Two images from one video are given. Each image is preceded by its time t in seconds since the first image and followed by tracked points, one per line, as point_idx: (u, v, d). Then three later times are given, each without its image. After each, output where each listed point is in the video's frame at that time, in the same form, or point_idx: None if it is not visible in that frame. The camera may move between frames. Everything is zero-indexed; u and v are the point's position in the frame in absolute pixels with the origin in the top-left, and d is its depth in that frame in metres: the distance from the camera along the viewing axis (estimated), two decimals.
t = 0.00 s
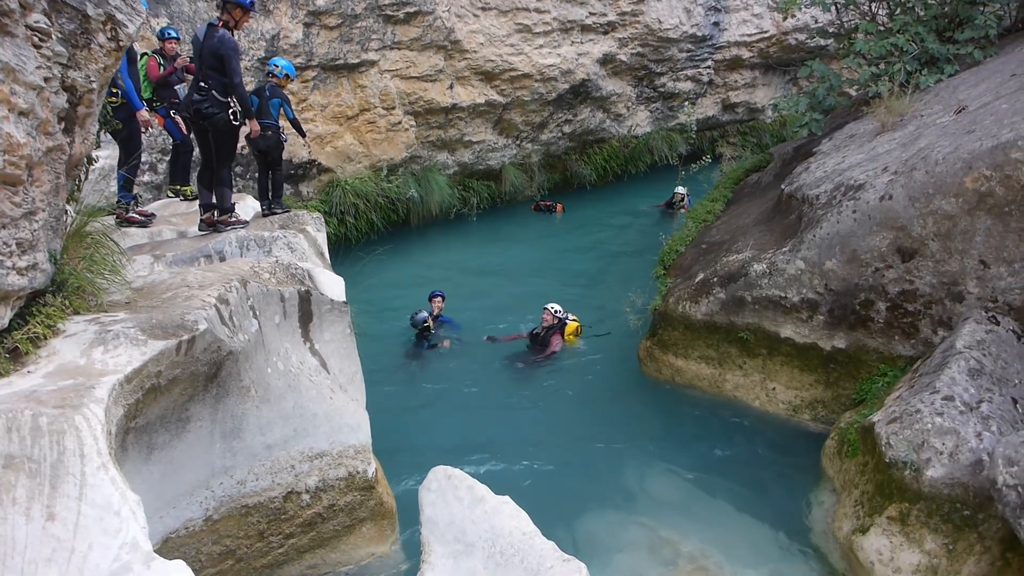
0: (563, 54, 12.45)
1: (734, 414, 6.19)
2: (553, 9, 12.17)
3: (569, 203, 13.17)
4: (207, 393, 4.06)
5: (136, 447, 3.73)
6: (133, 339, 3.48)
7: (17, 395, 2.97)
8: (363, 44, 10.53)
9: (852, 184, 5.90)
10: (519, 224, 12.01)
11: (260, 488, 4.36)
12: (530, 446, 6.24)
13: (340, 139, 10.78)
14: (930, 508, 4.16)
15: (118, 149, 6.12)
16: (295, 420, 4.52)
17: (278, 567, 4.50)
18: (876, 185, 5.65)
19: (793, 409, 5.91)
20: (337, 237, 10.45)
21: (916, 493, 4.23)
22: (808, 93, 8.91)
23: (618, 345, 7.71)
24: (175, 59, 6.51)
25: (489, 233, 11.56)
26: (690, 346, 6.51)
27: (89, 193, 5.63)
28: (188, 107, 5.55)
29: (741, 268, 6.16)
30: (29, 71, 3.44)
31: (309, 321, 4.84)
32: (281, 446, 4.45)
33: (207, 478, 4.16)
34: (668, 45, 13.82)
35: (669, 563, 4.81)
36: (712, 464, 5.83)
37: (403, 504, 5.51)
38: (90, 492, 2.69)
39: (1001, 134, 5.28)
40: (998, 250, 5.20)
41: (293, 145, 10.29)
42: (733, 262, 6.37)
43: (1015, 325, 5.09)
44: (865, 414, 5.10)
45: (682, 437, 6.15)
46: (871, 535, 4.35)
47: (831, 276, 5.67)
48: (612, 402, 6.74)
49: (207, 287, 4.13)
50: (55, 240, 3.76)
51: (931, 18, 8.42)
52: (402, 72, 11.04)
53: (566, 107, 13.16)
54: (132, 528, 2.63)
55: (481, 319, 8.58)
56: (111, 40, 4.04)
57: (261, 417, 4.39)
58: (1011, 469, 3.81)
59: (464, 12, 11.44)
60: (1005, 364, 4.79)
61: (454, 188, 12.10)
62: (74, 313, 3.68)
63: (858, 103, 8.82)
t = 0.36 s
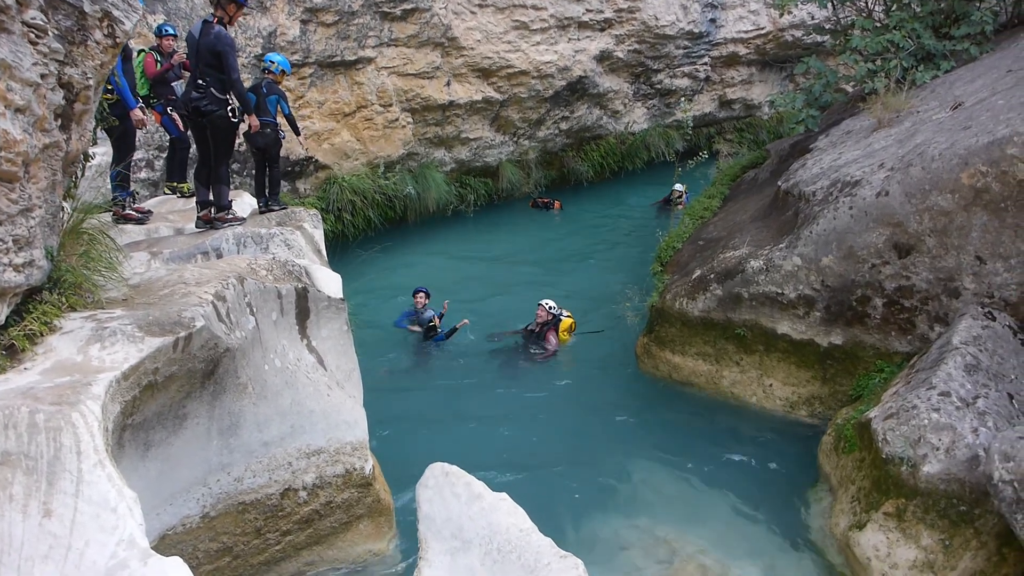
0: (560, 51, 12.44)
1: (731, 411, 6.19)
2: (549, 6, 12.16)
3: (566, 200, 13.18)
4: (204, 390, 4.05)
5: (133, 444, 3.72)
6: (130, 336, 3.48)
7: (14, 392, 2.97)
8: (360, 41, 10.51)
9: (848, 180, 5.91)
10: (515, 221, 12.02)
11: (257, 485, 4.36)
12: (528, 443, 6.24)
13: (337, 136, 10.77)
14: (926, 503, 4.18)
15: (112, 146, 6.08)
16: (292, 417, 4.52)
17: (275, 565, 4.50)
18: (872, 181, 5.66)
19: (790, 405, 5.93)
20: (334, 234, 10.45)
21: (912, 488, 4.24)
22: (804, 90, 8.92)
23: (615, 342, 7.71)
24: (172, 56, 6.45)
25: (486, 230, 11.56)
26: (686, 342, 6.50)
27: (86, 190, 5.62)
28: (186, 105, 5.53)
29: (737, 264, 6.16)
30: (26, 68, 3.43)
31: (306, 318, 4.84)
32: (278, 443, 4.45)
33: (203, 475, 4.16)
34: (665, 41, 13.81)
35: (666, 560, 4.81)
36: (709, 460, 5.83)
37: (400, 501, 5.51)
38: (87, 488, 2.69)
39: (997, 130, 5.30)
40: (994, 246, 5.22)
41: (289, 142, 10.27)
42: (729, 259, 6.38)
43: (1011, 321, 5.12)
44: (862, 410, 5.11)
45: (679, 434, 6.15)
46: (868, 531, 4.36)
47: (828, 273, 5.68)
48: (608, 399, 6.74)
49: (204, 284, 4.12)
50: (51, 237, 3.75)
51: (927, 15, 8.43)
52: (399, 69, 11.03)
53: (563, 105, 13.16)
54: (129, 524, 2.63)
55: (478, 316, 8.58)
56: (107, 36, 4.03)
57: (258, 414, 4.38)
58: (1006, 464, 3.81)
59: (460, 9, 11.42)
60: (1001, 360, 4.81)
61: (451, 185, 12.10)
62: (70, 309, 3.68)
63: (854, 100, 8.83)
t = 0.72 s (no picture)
0: (558, 49, 12.42)
1: (729, 408, 6.19)
2: (547, 3, 12.13)
3: (563, 197, 13.19)
4: (202, 388, 4.05)
5: (131, 442, 3.72)
6: (127, 334, 3.47)
7: (11, 390, 2.96)
8: (357, 38, 10.50)
9: (846, 177, 5.92)
10: (513, 218, 12.02)
11: (255, 483, 4.37)
12: (526, 440, 6.24)
13: (334, 133, 10.76)
14: (924, 500, 4.19)
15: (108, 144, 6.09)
16: (290, 415, 4.52)
17: (274, 562, 4.49)
18: (870, 178, 5.67)
19: (787, 402, 5.93)
20: (331, 232, 10.45)
21: (910, 484, 4.25)
22: (801, 87, 8.92)
23: (613, 339, 7.72)
24: (169, 53, 6.39)
25: (484, 227, 11.57)
26: (684, 339, 6.50)
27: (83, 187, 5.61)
28: (184, 104, 5.52)
29: (735, 261, 6.17)
30: (22, 66, 3.42)
31: (304, 316, 4.83)
32: (276, 441, 4.45)
33: (201, 473, 4.16)
34: (662, 38, 13.80)
35: (664, 558, 4.81)
36: (708, 457, 5.84)
37: (398, 499, 5.52)
38: (84, 487, 2.69)
39: (994, 127, 5.30)
40: (991, 243, 5.23)
41: (287, 139, 10.26)
42: (727, 256, 6.38)
43: (1008, 317, 5.13)
44: (859, 406, 5.12)
45: (677, 431, 6.16)
46: (865, 527, 4.37)
47: (825, 269, 5.69)
48: (606, 396, 6.74)
49: (201, 282, 4.11)
50: (48, 235, 3.74)
51: (924, 11, 8.43)
52: (397, 67, 11.01)
53: (560, 102, 13.14)
54: (127, 522, 2.63)
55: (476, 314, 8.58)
56: (104, 34, 4.01)
57: (256, 412, 4.38)
58: (1003, 460, 3.82)
59: (458, 6, 11.38)
60: (998, 356, 4.82)
61: (449, 183, 12.09)
62: (68, 308, 3.67)
63: (851, 96, 8.83)
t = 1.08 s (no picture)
0: (558, 60, 12.48)
1: (730, 420, 6.18)
2: (548, 15, 12.20)
3: (564, 208, 13.21)
4: (202, 398, 4.05)
5: (131, 453, 3.72)
6: (128, 344, 3.47)
7: (11, 400, 2.96)
8: (358, 49, 10.54)
9: (846, 189, 5.92)
10: (514, 228, 12.04)
11: (254, 494, 4.35)
12: (527, 451, 6.24)
13: (335, 144, 10.79)
14: (925, 514, 4.17)
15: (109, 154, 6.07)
16: (290, 426, 4.51)
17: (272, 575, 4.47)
18: (871, 190, 5.67)
19: (788, 415, 5.92)
20: (332, 242, 10.47)
21: (911, 498, 4.24)
22: (801, 98, 8.95)
23: (614, 350, 7.71)
24: (172, 63, 6.40)
25: (484, 237, 11.58)
26: (685, 351, 6.50)
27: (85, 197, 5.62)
28: (187, 114, 5.54)
29: (736, 273, 6.16)
30: (26, 76, 3.43)
31: (304, 326, 4.83)
32: (276, 452, 4.44)
33: (201, 484, 4.14)
34: (663, 50, 13.86)
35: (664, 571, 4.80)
36: (709, 469, 5.83)
37: (398, 509, 5.51)
38: (84, 497, 2.68)
39: (994, 139, 5.31)
40: (992, 255, 5.23)
41: (289, 149, 10.29)
42: (728, 268, 6.38)
43: (1009, 329, 5.13)
44: (860, 419, 5.11)
45: (677, 444, 6.14)
46: (867, 541, 4.35)
47: (826, 281, 5.69)
48: (606, 408, 6.73)
49: (202, 292, 4.12)
50: (50, 244, 3.75)
51: (923, 23, 8.48)
52: (398, 77, 11.05)
53: (561, 113, 13.19)
54: (126, 533, 2.62)
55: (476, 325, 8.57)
56: (107, 45, 4.02)
57: (255, 422, 4.37)
58: (1005, 474, 3.80)
59: (459, 17, 11.44)
60: (999, 369, 4.82)
61: (450, 193, 12.12)
62: (69, 317, 3.67)
63: (851, 108, 8.86)
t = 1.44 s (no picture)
0: (564, 76, 12.55)
1: (735, 437, 6.15)
2: (553, 31, 12.29)
3: (570, 223, 13.23)
4: (207, 412, 4.05)
5: (134, 466, 3.73)
6: (134, 358, 3.48)
7: (16, 414, 2.97)
8: (365, 65, 10.62)
9: (852, 206, 5.92)
10: (520, 243, 12.06)
11: (258, 508, 4.34)
12: (530, 466, 6.22)
13: (342, 159, 10.85)
14: (932, 532, 4.14)
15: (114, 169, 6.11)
16: (294, 441, 4.51)
17: None
18: (876, 207, 5.67)
19: (794, 431, 5.89)
20: (338, 257, 10.50)
21: (917, 516, 4.21)
22: (807, 115, 8.97)
23: (619, 366, 7.69)
24: (179, 80, 6.49)
25: (490, 253, 11.60)
26: (690, 367, 6.48)
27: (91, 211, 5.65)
28: (193, 129, 5.57)
29: (741, 290, 6.16)
30: (35, 91, 3.47)
31: (309, 341, 4.84)
32: (280, 467, 4.43)
33: (205, 498, 4.14)
34: (668, 67, 13.93)
35: None
36: (713, 486, 5.80)
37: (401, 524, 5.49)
38: (88, 511, 2.68)
39: (1000, 157, 5.32)
40: (998, 273, 5.22)
41: (295, 165, 10.36)
42: (733, 284, 6.37)
43: (1015, 348, 5.11)
44: (866, 436, 5.09)
45: (682, 460, 6.12)
46: (872, 559, 4.32)
47: (831, 298, 5.68)
48: (611, 423, 6.72)
49: (208, 306, 4.13)
50: (57, 259, 3.77)
51: (930, 42, 8.52)
52: (405, 93, 11.12)
53: (567, 129, 13.24)
54: (130, 548, 2.62)
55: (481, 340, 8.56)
56: (116, 61, 4.06)
57: (260, 437, 4.37)
58: (1011, 493, 3.81)
59: (465, 34, 11.55)
60: (1006, 387, 4.80)
61: (455, 209, 12.15)
62: (74, 332, 3.68)
63: (858, 126, 8.87)
